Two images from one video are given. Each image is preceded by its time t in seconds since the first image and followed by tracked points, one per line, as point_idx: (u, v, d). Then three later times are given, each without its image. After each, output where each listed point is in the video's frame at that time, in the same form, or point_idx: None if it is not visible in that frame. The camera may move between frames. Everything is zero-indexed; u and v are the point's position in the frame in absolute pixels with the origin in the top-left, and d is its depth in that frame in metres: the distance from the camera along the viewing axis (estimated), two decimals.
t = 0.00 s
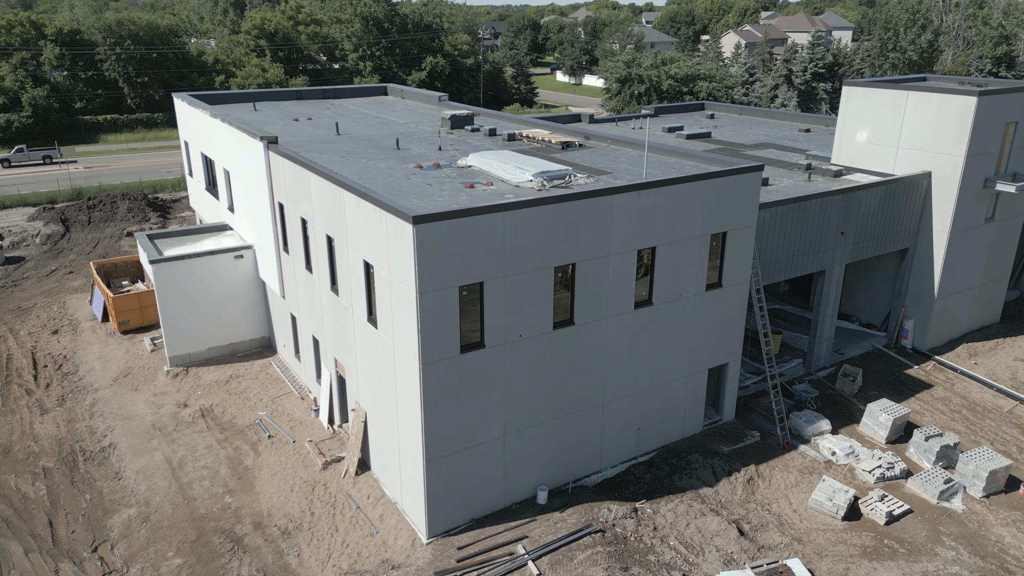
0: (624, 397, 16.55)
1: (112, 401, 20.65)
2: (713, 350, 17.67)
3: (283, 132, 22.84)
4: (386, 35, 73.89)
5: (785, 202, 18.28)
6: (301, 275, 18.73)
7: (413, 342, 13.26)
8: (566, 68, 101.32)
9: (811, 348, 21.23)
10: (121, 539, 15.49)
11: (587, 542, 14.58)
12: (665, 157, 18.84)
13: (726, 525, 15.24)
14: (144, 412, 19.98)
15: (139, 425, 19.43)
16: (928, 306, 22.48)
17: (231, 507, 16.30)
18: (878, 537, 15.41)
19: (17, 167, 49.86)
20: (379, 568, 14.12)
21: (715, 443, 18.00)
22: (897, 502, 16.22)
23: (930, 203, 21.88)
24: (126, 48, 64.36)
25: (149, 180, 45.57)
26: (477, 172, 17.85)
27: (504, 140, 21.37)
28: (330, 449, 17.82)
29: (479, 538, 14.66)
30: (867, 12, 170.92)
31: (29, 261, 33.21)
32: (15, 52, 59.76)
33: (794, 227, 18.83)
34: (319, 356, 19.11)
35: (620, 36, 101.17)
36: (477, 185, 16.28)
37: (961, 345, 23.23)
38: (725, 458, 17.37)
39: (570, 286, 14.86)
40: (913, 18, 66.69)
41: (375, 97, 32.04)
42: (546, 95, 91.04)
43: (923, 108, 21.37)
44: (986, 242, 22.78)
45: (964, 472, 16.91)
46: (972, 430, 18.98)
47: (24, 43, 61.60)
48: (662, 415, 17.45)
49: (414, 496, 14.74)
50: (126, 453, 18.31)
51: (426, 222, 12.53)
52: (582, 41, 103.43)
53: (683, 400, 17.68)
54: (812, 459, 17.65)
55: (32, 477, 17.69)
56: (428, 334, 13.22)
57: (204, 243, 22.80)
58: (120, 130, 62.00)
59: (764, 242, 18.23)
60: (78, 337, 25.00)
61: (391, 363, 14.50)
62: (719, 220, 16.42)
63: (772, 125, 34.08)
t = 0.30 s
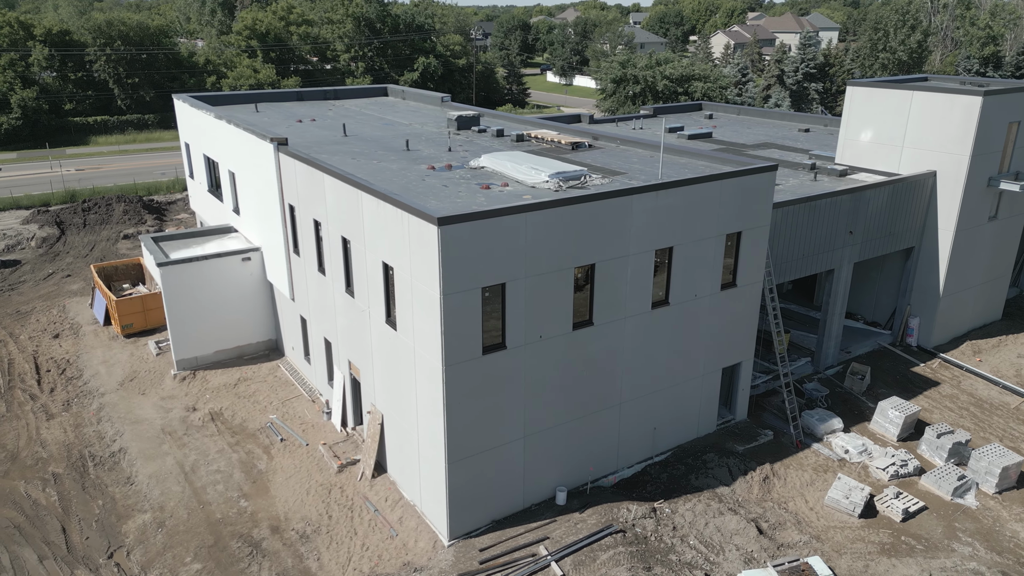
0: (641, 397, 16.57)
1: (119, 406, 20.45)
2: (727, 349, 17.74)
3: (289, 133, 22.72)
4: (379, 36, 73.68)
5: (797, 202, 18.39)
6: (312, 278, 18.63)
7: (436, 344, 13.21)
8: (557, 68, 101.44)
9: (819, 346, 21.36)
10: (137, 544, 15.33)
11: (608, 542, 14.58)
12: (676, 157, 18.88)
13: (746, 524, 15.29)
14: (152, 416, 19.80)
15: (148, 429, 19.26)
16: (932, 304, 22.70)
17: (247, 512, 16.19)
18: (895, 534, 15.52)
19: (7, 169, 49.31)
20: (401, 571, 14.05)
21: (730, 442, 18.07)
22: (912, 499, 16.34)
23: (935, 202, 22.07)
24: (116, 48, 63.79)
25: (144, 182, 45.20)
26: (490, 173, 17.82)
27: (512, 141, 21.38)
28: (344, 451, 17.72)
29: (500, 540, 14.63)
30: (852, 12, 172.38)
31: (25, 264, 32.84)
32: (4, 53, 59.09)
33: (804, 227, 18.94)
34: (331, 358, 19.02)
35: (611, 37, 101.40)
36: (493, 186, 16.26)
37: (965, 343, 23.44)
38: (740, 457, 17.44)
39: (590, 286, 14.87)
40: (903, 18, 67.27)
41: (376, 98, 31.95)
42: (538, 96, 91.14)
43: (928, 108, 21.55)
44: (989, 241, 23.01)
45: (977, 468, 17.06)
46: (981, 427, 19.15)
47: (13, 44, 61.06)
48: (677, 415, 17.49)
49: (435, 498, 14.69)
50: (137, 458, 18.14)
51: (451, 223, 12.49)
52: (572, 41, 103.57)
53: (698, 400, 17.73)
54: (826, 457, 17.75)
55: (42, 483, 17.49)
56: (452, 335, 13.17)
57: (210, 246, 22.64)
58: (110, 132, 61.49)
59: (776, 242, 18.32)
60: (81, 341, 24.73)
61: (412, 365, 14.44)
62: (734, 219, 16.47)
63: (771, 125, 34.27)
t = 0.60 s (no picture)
0: (657, 397, 16.62)
1: (127, 409, 20.26)
2: (740, 348, 17.82)
3: (295, 134, 22.60)
4: (370, 36, 73.48)
5: (807, 201, 18.51)
6: (324, 279, 18.55)
7: (459, 344, 13.19)
8: (547, 68, 101.54)
9: (827, 344, 21.52)
10: (153, 549, 15.19)
11: (629, 542, 14.61)
12: (686, 157, 18.94)
13: (764, 522, 15.37)
14: (161, 420, 19.63)
15: (158, 433, 19.10)
16: (937, 301, 22.93)
17: (263, 515, 16.10)
18: (911, 530, 15.65)
19: None
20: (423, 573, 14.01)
21: (744, 441, 18.16)
22: (926, 495, 16.49)
23: (939, 200, 22.29)
24: (106, 49, 63.24)
25: (137, 184, 44.83)
26: (503, 173, 17.82)
27: (521, 141, 21.39)
28: (359, 453, 17.66)
29: (521, 540, 14.62)
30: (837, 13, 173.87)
31: (21, 267, 32.47)
32: None
33: (814, 225, 19.09)
34: (343, 360, 18.95)
35: (601, 37, 101.56)
36: (509, 186, 16.25)
37: (968, 340, 23.68)
38: (754, 455, 17.53)
39: (609, 286, 14.90)
40: (893, 19, 67.64)
41: (376, 99, 31.87)
42: (529, 96, 91.25)
43: (932, 107, 21.75)
44: (991, 239, 23.27)
45: (988, 464, 17.24)
46: (989, 423, 19.35)
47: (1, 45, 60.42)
48: (692, 414, 17.56)
49: (455, 500, 14.66)
50: (148, 462, 17.99)
51: (476, 224, 12.48)
52: (563, 42, 103.60)
53: (712, 399, 17.80)
54: (838, 454, 17.87)
55: (52, 488, 17.30)
56: (475, 336, 13.15)
57: (215, 248, 22.49)
58: (100, 133, 60.97)
59: (787, 241, 18.44)
60: (83, 345, 24.48)
61: (432, 366, 14.41)
62: (748, 219, 16.57)
63: (769, 124, 34.48)
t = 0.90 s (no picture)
0: (673, 395, 16.66)
1: (135, 413, 20.08)
2: (753, 346, 17.89)
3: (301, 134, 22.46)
4: (362, 36, 73.29)
5: (817, 199, 18.63)
6: (336, 280, 18.46)
7: (482, 345, 13.15)
8: (537, 68, 101.55)
9: (834, 342, 21.67)
10: (170, 554, 15.06)
11: (650, 540, 14.63)
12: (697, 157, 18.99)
13: (782, 520, 15.44)
14: (171, 423, 19.48)
15: (168, 436, 18.94)
16: (941, 298, 23.16)
17: (280, 518, 16.01)
18: (927, 525, 15.79)
19: None
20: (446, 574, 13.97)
21: (757, 438, 18.24)
22: (939, 491, 16.64)
23: (944, 198, 22.51)
24: (95, 49, 62.68)
25: (131, 185, 44.44)
26: (516, 173, 17.80)
27: (529, 140, 21.39)
28: (374, 455, 17.58)
29: (543, 540, 14.62)
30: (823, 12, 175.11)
31: (17, 270, 32.09)
32: None
33: (824, 224, 19.21)
34: (356, 361, 18.88)
35: (590, 36, 101.65)
36: (525, 186, 16.24)
37: (971, 336, 23.93)
38: (768, 453, 17.62)
39: (628, 286, 14.92)
40: (882, 19, 67.69)
41: (376, 99, 31.75)
42: (520, 96, 91.26)
43: (936, 107, 21.95)
44: (994, 236, 23.51)
45: (999, 459, 17.42)
46: (996, 418, 19.56)
47: None
48: (706, 412, 17.61)
49: (476, 501, 14.64)
50: (160, 466, 17.83)
51: (500, 224, 12.45)
52: (553, 41, 103.60)
53: (725, 397, 17.87)
54: (851, 451, 18.00)
55: (63, 493, 17.12)
56: (499, 336, 13.12)
57: (221, 249, 22.32)
58: (90, 134, 60.40)
59: (798, 239, 18.55)
60: (86, 348, 24.23)
61: (453, 367, 14.37)
62: (762, 217, 16.64)
63: (768, 123, 34.67)
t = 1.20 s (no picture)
0: (689, 394, 16.70)
1: (143, 416, 19.90)
2: (766, 344, 17.98)
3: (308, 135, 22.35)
4: (353, 35, 73.03)
5: (827, 198, 18.76)
6: (348, 281, 18.38)
7: (506, 345, 13.13)
8: (527, 68, 101.49)
9: (841, 339, 21.83)
10: (188, 558, 14.94)
11: (671, 539, 14.68)
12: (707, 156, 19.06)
13: (800, 517, 15.54)
14: (181, 427, 19.31)
15: (179, 440, 18.78)
16: (945, 295, 23.40)
17: (298, 521, 15.92)
18: (941, 520, 15.94)
19: None
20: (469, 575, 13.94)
21: (770, 436, 18.34)
22: (952, 486, 16.80)
23: (948, 196, 22.73)
24: (85, 50, 62.08)
25: (125, 187, 44.02)
26: (529, 173, 17.79)
27: (538, 140, 21.40)
28: (389, 456, 17.51)
29: (564, 540, 14.62)
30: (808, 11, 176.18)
31: (13, 273, 31.71)
32: None
33: (833, 222, 19.34)
34: (368, 362, 18.82)
35: (580, 36, 101.76)
36: (541, 186, 16.24)
37: (974, 333, 24.17)
38: (782, 450, 17.73)
39: (647, 284, 14.94)
40: (871, 18, 68.07)
41: (376, 99, 31.61)
42: (511, 95, 91.13)
43: (939, 105, 22.15)
44: (995, 233, 23.76)
45: (1009, 454, 17.61)
46: (1003, 413, 19.76)
47: None
48: (721, 410, 17.68)
49: (498, 501, 14.62)
50: (172, 470, 17.68)
51: (524, 224, 12.43)
52: (543, 41, 103.62)
53: (739, 395, 17.94)
54: (863, 447, 18.13)
55: (75, 498, 16.93)
56: (522, 336, 13.10)
57: (227, 251, 22.16)
58: (79, 136, 59.79)
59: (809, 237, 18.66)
60: (89, 351, 23.97)
61: (474, 367, 14.33)
62: (776, 215, 16.72)
63: (766, 122, 34.81)
